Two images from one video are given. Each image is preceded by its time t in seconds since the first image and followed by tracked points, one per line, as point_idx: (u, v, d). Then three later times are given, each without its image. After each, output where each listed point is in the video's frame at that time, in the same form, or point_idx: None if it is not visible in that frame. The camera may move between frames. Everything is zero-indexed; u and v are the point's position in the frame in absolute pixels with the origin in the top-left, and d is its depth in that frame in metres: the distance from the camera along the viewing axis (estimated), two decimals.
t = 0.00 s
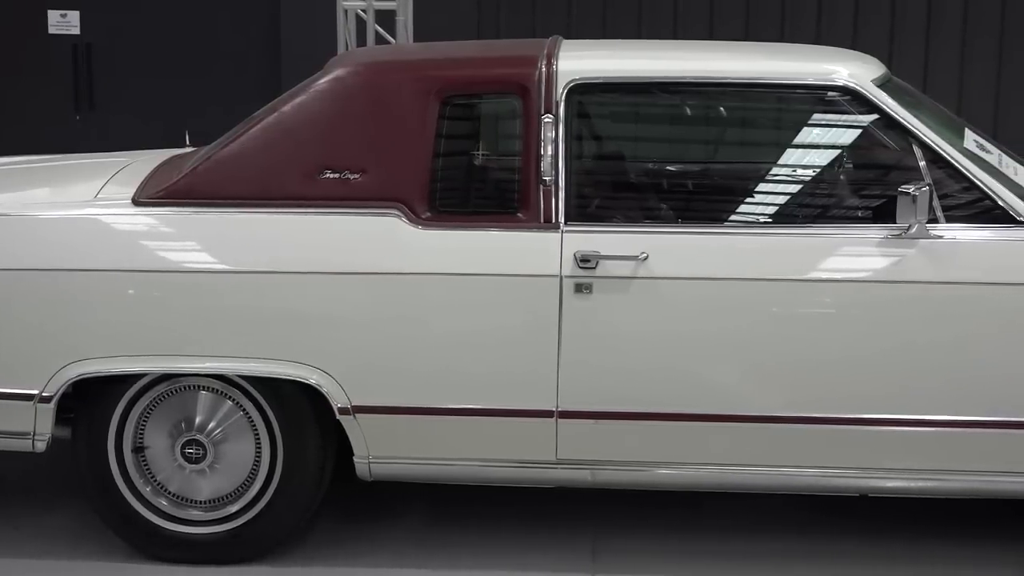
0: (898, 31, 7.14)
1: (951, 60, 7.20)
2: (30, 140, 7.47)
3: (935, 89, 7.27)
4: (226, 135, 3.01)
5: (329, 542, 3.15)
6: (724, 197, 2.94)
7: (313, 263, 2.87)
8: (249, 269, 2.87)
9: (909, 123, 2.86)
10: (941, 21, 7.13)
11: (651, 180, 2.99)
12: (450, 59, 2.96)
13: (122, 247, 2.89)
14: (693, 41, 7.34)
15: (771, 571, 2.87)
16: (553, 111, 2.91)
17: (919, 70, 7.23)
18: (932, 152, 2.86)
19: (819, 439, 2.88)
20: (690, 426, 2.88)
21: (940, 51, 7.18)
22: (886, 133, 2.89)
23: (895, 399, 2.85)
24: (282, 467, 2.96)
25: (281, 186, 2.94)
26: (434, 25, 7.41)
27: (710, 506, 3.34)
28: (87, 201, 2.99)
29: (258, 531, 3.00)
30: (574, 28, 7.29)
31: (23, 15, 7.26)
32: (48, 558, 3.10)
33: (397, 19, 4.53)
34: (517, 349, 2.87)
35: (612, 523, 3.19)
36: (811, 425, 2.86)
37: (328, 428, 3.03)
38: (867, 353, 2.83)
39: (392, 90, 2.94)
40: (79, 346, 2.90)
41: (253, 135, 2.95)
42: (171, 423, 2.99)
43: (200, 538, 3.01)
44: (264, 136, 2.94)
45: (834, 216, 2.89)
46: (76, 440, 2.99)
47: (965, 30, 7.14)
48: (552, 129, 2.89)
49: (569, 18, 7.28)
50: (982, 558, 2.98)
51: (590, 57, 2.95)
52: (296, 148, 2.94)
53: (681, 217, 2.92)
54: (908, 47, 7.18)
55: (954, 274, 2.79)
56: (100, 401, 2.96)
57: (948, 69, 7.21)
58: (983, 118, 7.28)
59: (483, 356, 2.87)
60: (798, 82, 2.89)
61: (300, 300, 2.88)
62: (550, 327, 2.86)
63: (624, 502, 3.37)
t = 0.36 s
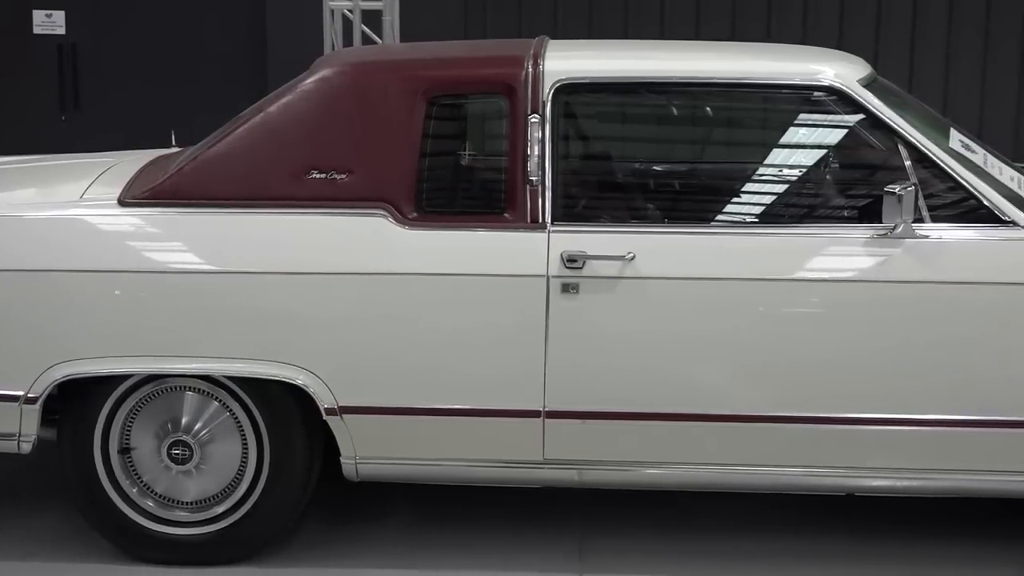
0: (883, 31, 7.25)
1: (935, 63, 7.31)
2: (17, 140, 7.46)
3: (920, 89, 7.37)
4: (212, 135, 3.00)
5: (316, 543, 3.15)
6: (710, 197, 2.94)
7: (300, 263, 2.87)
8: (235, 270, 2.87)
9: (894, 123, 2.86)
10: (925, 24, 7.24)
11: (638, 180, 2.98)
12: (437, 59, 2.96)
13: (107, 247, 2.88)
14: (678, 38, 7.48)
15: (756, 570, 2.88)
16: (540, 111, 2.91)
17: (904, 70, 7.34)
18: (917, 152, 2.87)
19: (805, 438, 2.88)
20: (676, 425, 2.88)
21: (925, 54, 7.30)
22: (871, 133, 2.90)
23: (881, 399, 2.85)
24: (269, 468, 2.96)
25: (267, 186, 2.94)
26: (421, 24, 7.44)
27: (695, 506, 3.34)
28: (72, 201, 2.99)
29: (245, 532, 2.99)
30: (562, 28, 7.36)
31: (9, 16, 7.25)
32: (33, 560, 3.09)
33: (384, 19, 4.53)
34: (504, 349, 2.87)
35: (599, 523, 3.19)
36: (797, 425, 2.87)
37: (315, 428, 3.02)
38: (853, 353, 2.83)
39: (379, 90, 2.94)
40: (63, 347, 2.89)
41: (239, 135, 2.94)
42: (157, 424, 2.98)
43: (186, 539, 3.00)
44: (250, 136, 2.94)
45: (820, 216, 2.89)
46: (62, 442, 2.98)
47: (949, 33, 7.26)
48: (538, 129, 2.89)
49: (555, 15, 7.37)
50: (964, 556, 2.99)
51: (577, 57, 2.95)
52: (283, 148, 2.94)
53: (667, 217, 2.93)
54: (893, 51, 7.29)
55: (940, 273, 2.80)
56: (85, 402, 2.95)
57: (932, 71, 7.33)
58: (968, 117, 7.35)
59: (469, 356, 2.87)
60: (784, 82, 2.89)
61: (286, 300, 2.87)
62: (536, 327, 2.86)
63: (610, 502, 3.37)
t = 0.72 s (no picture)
0: (869, 30, 7.28)
1: (920, 65, 7.34)
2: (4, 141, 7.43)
3: (906, 90, 7.39)
4: (198, 135, 3.00)
5: (303, 544, 3.14)
6: (697, 197, 2.94)
7: (287, 263, 2.86)
8: (222, 270, 2.86)
9: (880, 122, 2.87)
10: (912, 26, 7.27)
11: (625, 180, 2.99)
12: (424, 59, 2.96)
13: (93, 248, 2.87)
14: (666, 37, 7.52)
15: (743, 569, 2.88)
16: (527, 111, 2.91)
17: (890, 73, 7.37)
18: (904, 152, 2.87)
19: (792, 437, 2.88)
20: (663, 425, 2.89)
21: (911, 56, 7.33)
22: (857, 132, 2.90)
23: (868, 398, 2.86)
24: (256, 469, 2.95)
25: (254, 186, 2.93)
26: (407, 26, 7.44)
27: (683, 505, 3.35)
28: (58, 201, 2.98)
29: (232, 534, 2.99)
30: (548, 28, 7.37)
31: None
32: (19, 561, 3.08)
33: (371, 19, 4.51)
34: (491, 349, 2.87)
35: (587, 523, 3.19)
36: (783, 424, 2.87)
37: (302, 428, 3.02)
38: (840, 352, 2.84)
39: (366, 90, 2.94)
40: (49, 348, 2.88)
41: (225, 135, 2.94)
42: (144, 426, 2.98)
43: (173, 540, 2.99)
44: (236, 136, 2.93)
45: (807, 216, 2.90)
46: (48, 443, 2.97)
47: (936, 34, 7.29)
48: (526, 129, 2.89)
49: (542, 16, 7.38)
50: (949, 555, 3.00)
51: (565, 57, 2.95)
52: (270, 148, 2.93)
53: (655, 217, 2.93)
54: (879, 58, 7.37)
55: (926, 273, 2.81)
56: (72, 403, 2.94)
57: (918, 72, 7.36)
58: (953, 117, 7.38)
59: (456, 356, 2.87)
60: (771, 82, 2.90)
61: (273, 301, 2.87)
62: (523, 328, 2.86)
63: (598, 501, 3.38)
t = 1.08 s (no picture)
0: (856, 30, 7.31)
1: (907, 65, 7.36)
2: None
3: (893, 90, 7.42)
4: (185, 136, 2.99)
5: (291, 544, 3.14)
6: (685, 197, 2.94)
7: (275, 264, 2.86)
8: (209, 271, 2.86)
9: (867, 122, 2.88)
10: (898, 27, 7.29)
11: (613, 180, 2.98)
12: (411, 59, 2.96)
13: (79, 248, 2.86)
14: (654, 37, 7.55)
15: (730, 569, 2.88)
16: (514, 111, 2.91)
17: (877, 75, 7.40)
18: (890, 152, 2.88)
19: (779, 437, 2.89)
20: (650, 425, 2.89)
21: (898, 56, 7.35)
22: (844, 132, 2.91)
23: (856, 397, 2.86)
24: (243, 469, 2.95)
25: (242, 186, 2.93)
26: (394, 28, 7.46)
27: (670, 505, 3.35)
28: (45, 201, 2.97)
29: (219, 535, 2.98)
30: (536, 28, 7.38)
31: None
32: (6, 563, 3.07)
33: (358, 19, 4.51)
34: (480, 349, 2.87)
35: (575, 523, 3.19)
36: (771, 424, 2.87)
37: (290, 429, 3.02)
38: (828, 352, 2.84)
39: (353, 90, 2.93)
40: (36, 349, 2.87)
41: (212, 135, 2.93)
42: (131, 426, 2.97)
43: (161, 541, 2.98)
44: (224, 136, 2.93)
45: (794, 215, 2.90)
46: (35, 443, 2.96)
47: (923, 35, 7.31)
48: (513, 129, 2.89)
49: (529, 17, 7.40)
50: (935, 554, 3.00)
51: (554, 57, 2.96)
52: (257, 148, 2.93)
53: (643, 216, 2.92)
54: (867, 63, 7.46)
55: (913, 272, 2.81)
56: (58, 404, 2.93)
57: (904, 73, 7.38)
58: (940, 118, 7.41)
59: (443, 356, 2.87)
60: (757, 82, 2.90)
61: (260, 301, 2.86)
62: (511, 328, 2.86)
63: (586, 501, 3.38)
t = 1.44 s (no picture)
0: (842, 30, 7.34)
1: (894, 65, 7.39)
2: None
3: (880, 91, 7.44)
4: (171, 136, 2.98)
5: (278, 545, 3.13)
6: (672, 197, 2.94)
7: (261, 264, 2.86)
8: (195, 271, 2.85)
9: (852, 122, 2.89)
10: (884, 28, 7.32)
11: (600, 180, 3.00)
12: (397, 59, 2.96)
13: (65, 249, 2.85)
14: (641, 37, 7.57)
15: (716, 568, 2.88)
16: (501, 111, 2.91)
17: (863, 77, 7.42)
18: (876, 152, 2.89)
19: (766, 436, 2.89)
20: (637, 425, 2.89)
21: (885, 57, 7.38)
22: (830, 132, 2.91)
23: (842, 397, 2.86)
24: (230, 470, 2.94)
25: (228, 186, 2.92)
26: (382, 28, 7.46)
27: (658, 504, 3.35)
28: (31, 202, 2.96)
29: (206, 536, 2.98)
30: (522, 28, 7.39)
31: None
32: None
33: (345, 19, 4.50)
34: (466, 349, 2.87)
35: (563, 523, 3.19)
36: (757, 423, 2.88)
37: (277, 430, 3.02)
38: (814, 351, 2.84)
39: (339, 90, 2.93)
40: (21, 350, 2.86)
41: (198, 135, 2.92)
42: (118, 427, 2.96)
43: (147, 542, 2.97)
44: (209, 136, 2.92)
45: (780, 215, 2.90)
46: (20, 444, 2.95)
47: (910, 35, 7.34)
48: (500, 129, 2.89)
49: (516, 17, 7.41)
50: (922, 553, 3.01)
51: (540, 57, 2.96)
52: (243, 148, 2.92)
53: (630, 216, 2.92)
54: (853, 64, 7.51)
55: (899, 272, 2.82)
56: (44, 405, 2.92)
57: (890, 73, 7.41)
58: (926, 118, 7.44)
59: (430, 356, 2.87)
60: (743, 82, 2.91)
61: (247, 302, 2.86)
62: (498, 328, 2.85)
63: (574, 501, 3.38)
